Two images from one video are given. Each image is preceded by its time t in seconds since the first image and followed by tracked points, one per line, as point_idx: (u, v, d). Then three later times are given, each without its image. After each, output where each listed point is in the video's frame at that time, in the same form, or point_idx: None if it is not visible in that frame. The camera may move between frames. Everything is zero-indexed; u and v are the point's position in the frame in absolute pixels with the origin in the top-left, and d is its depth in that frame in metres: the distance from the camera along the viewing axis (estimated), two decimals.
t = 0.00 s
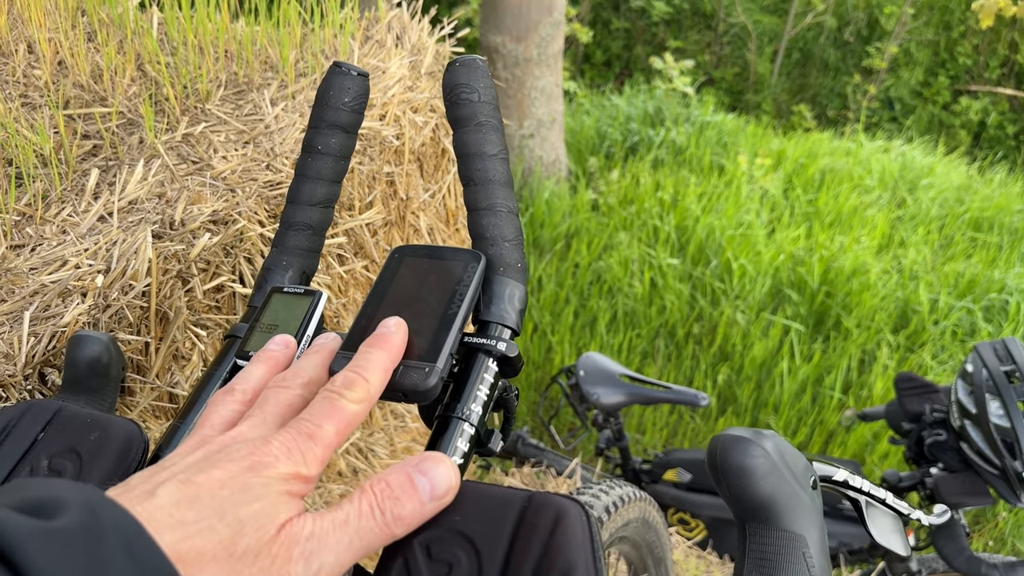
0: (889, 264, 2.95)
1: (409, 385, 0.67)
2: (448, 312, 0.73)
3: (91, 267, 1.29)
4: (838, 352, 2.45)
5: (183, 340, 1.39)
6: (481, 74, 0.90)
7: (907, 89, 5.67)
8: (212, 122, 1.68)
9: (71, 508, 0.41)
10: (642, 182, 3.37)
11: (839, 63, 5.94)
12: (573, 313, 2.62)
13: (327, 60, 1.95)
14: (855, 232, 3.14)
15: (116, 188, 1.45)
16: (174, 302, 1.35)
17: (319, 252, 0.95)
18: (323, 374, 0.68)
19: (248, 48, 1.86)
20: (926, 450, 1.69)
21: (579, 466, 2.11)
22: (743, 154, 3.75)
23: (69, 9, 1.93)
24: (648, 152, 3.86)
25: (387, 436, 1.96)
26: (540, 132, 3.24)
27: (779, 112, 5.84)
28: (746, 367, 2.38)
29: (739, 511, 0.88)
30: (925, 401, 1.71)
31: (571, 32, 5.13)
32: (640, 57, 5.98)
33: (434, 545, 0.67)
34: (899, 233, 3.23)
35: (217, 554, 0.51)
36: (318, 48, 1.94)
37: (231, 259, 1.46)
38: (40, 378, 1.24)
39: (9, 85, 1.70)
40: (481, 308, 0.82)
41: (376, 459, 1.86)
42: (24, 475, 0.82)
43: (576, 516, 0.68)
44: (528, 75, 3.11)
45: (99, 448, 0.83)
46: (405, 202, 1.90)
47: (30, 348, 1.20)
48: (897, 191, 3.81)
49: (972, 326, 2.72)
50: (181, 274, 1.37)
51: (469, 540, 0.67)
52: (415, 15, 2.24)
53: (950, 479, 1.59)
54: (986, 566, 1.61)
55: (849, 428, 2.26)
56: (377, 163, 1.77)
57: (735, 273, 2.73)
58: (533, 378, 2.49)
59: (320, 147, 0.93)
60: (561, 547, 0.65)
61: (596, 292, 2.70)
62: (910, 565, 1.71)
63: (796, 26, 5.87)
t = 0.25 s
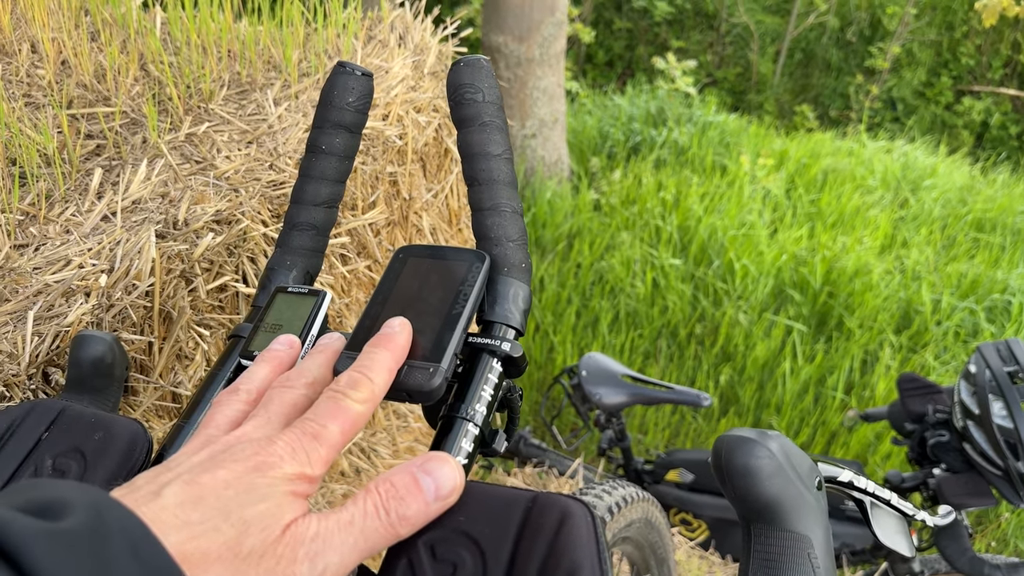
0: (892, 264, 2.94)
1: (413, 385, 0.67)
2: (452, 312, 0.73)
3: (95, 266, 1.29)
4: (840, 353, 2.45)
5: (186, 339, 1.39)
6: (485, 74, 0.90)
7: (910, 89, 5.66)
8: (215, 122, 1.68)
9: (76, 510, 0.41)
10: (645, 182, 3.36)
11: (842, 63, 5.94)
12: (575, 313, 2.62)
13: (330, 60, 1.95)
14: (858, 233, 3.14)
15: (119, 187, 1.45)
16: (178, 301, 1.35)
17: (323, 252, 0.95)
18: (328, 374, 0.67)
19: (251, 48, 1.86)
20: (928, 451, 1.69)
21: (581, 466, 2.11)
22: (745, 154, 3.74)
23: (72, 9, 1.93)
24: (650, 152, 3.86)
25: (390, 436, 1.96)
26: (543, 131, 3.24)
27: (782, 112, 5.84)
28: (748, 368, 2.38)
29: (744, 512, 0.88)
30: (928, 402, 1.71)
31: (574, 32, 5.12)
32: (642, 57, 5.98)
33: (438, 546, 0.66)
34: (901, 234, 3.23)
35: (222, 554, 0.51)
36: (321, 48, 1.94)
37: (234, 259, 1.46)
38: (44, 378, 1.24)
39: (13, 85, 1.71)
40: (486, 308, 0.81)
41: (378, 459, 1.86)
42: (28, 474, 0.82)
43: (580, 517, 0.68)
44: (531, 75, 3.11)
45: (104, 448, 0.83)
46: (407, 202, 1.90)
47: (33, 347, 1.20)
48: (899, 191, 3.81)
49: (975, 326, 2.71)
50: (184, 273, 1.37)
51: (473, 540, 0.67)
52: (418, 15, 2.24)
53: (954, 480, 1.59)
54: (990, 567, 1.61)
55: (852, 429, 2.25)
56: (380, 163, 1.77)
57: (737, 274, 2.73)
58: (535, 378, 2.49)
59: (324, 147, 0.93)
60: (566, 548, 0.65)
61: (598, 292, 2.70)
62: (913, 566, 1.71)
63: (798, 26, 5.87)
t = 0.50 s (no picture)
0: (894, 265, 2.94)
1: (415, 387, 0.67)
2: (453, 314, 0.73)
3: (96, 267, 1.29)
4: (842, 353, 2.44)
5: (187, 340, 1.39)
6: (487, 75, 0.90)
7: (912, 89, 5.65)
8: (216, 122, 1.68)
9: (76, 514, 0.41)
10: (646, 182, 3.36)
11: (844, 63, 5.93)
12: (576, 314, 2.62)
13: (331, 60, 1.95)
14: (860, 233, 3.13)
15: (120, 188, 1.45)
16: (179, 302, 1.36)
17: (324, 253, 0.95)
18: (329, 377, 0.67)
19: (253, 48, 1.86)
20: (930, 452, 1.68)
21: (583, 467, 2.11)
22: (747, 154, 3.74)
23: (74, 9, 1.93)
24: (651, 152, 3.85)
25: (391, 436, 1.96)
26: (544, 132, 3.24)
27: (783, 112, 5.83)
28: (750, 368, 2.37)
29: (745, 514, 0.87)
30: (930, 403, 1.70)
31: (576, 32, 5.12)
32: (644, 58, 5.98)
33: (439, 548, 0.66)
34: (903, 234, 3.22)
35: (223, 558, 0.51)
36: (322, 49, 1.94)
37: (235, 260, 1.46)
38: (45, 379, 1.24)
39: (14, 85, 1.70)
40: (487, 310, 0.81)
41: (380, 460, 1.86)
42: (28, 476, 0.81)
43: (582, 519, 0.68)
44: (532, 75, 3.11)
45: (104, 449, 0.83)
46: (409, 203, 1.90)
47: (35, 348, 1.20)
48: (901, 192, 3.80)
49: (977, 327, 2.71)
50: (185, 274, 1.37)
51: (474, 543, 0.66)
52: (419, 15, 2.23)
53: (955, 481, 1.59)
54: (992, 569, 1.61)
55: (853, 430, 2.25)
56: (381, 164, 1.76)
57: (739, 274, 2.72)
58: (537, 379, 2.49)
59: (325, 148, 0.93)
60: (567, 550, 0.65)
61: (599, 292, 2.70)
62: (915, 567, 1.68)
63: (800, 26, 5.86)
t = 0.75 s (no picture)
0: (895, 265, 2.93)
1: (416, 387, 0.67)
2: (454, 314, 0.73)
3: (97, 267, 1.29)
4: (843, 353, 2.44)
5: (188, 340, 1.39)
6: (488, 75, 0.90)
7: (913, 89, 5.65)
8: (217, 122, 1.68)
9: (75, 513, 0.41)
10: (647, 182, 3.36)
11: (845, 63, 5.92)
12: (577, 314, 2.62)
13: (333, 60, 1.95)
14: (861, 233, 3.13)
15: (122, 188, 1.45)
16: (180, 302, 1.36)
17: (326, 252, 0.95)
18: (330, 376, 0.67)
19: (254, 48, 1.86)
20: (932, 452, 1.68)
21: (584, 467, 2.11)
22: (748, 154, 3.74)
23: (75, 9, 1.93)
24: (653, 152, 3.85)
25: (392, 436, 1.96)
26: (545, 132, 3.24)
27: (785, 112, 5.82)
28: (752, 368, 2.37)
29: (747, 515, 0.87)
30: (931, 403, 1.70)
31: (577, 31, 5.11)
32: (645, 58, 5.98)
33: (440, 548, 0.66)
34: (904, 234, 3.22)
35: (222, 557, 0.51)
36: (324, 49, 1.94)
37: (236, 259, 1.46)
38: (46, 378, 1.24)
39: (16, 85, 1.70)
40: (488, 310, 0.81)
41: (381, 460, 1.87)
42: (30, 475, 0.81)
43: (583, 520, 0.67)
44: (533, 75, 3.11)
45: (105, 450, 0.83)
46: (410, 202, 1.90)
47: (35, 348, 1.20)
48: (903, 192, 3.80)
49: (978, 327, 2.70)
50: (186, 274, 1.37)
51: (475, 542, 0.66)
52: (420, 15, 2.23)
53: (957, 480, 1.59)
54: (992, 568, 1.63)
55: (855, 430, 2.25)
56: (383, 163, 1.76)
57: (740, 274, 2.72)
58: (538, 378, 2.49)
59: (326, 147, 0.93)
60: (569, 551, 0.65)
61: (600, 292, 2.70)
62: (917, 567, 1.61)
63: (802, 26, 5.86)
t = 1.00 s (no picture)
0: (896, 265, 2.93)
1: (417, 385, 0.66)
2: (455, 313, 0.72)
3: (98, 266, 1.29)
4: (845, 353, 2.44)
5: (190, 339, 1.39)
6: (489, 73, 0.90)
7: (914, 89, 5.64)
8: (219, 121, 1.68)
9: (72, 511, 0.40)
10: (648, 182, 3.36)
11: (846, 62, 5.92)
12: (578, 313, 2.62)
13: (334, 59, 1.95)
14: (862, 233, 3.12)
15: (123, 187, 1.45)
16: (181, 301, 1.36)
17: (327, 251, 0.94)
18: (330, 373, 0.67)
19: (255, 47, 1.86)
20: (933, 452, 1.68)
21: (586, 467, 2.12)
22: (749, 154, 3.73)
23: (75, 9, 1.93)
24: (654, 152, 3.85)
25: (394, 436, 1.96)
26: (546, 131, 3.24)
27: (786, 112, 5.81)
28: (753, 368, 2.37)
29: (749, 513, 0.87)
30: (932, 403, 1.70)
31: (578, 31, 5.11)
32: (646, 57, 5.97)
33: (442, 547, 0.66)
34: (906, 234, 3.21)
35: (220, 553, 0.51)
36: (325, 48, 1.94)
37: (237, 258, 1.46)
38: (47, 377, 1.23)
39: (17, 84, 1.70)
40: (490, 308, 0.81)
41: (382, 459, 1.87)
42: (31, 475, 0.81)
43: (586, 519, 0.67)
44: (534, 74, 3.11)
45: (106, 448, 0.83)
46: (411, 202, 1.90)
47: (37, 347, 1.20)
48: (904, 192, 3.79)
49: (979, 327, 2.70)
50: (188, 273, 1.37)
51: (477, 541, 0.66)
52: (421, 14, 2.23)
53: (958, 480, 1.58)
54: (994, 568, 1.63)
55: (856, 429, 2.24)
56: (384, 163, 1.76)
57: (741, 274, 2.72)
58: (539, 378, 2.49)
59: (328, 146, 0.93)
60: (571, 550, 0.64)
61: (601, 292, 2.70)
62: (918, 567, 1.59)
63: (803, 26, 5.85)
